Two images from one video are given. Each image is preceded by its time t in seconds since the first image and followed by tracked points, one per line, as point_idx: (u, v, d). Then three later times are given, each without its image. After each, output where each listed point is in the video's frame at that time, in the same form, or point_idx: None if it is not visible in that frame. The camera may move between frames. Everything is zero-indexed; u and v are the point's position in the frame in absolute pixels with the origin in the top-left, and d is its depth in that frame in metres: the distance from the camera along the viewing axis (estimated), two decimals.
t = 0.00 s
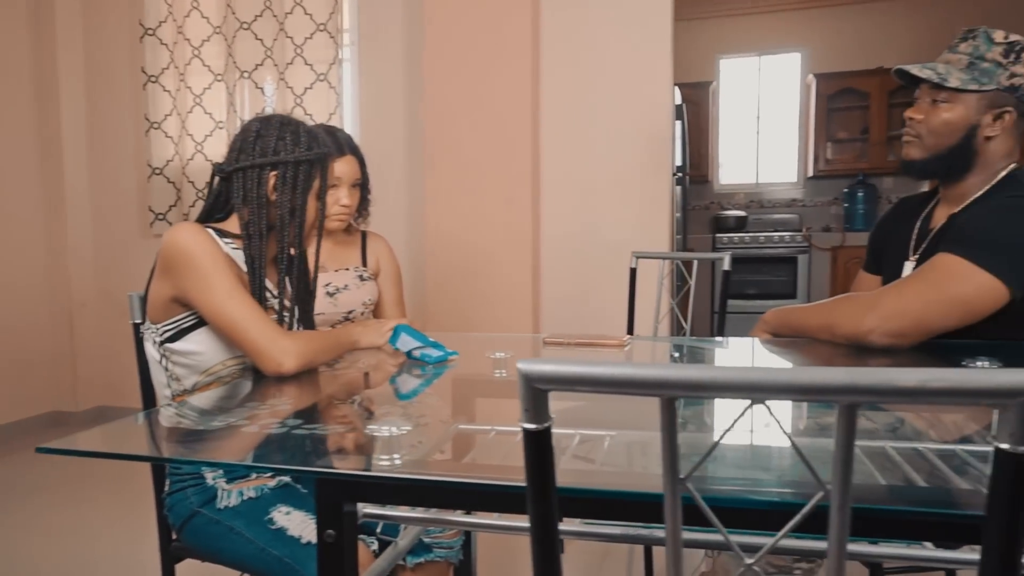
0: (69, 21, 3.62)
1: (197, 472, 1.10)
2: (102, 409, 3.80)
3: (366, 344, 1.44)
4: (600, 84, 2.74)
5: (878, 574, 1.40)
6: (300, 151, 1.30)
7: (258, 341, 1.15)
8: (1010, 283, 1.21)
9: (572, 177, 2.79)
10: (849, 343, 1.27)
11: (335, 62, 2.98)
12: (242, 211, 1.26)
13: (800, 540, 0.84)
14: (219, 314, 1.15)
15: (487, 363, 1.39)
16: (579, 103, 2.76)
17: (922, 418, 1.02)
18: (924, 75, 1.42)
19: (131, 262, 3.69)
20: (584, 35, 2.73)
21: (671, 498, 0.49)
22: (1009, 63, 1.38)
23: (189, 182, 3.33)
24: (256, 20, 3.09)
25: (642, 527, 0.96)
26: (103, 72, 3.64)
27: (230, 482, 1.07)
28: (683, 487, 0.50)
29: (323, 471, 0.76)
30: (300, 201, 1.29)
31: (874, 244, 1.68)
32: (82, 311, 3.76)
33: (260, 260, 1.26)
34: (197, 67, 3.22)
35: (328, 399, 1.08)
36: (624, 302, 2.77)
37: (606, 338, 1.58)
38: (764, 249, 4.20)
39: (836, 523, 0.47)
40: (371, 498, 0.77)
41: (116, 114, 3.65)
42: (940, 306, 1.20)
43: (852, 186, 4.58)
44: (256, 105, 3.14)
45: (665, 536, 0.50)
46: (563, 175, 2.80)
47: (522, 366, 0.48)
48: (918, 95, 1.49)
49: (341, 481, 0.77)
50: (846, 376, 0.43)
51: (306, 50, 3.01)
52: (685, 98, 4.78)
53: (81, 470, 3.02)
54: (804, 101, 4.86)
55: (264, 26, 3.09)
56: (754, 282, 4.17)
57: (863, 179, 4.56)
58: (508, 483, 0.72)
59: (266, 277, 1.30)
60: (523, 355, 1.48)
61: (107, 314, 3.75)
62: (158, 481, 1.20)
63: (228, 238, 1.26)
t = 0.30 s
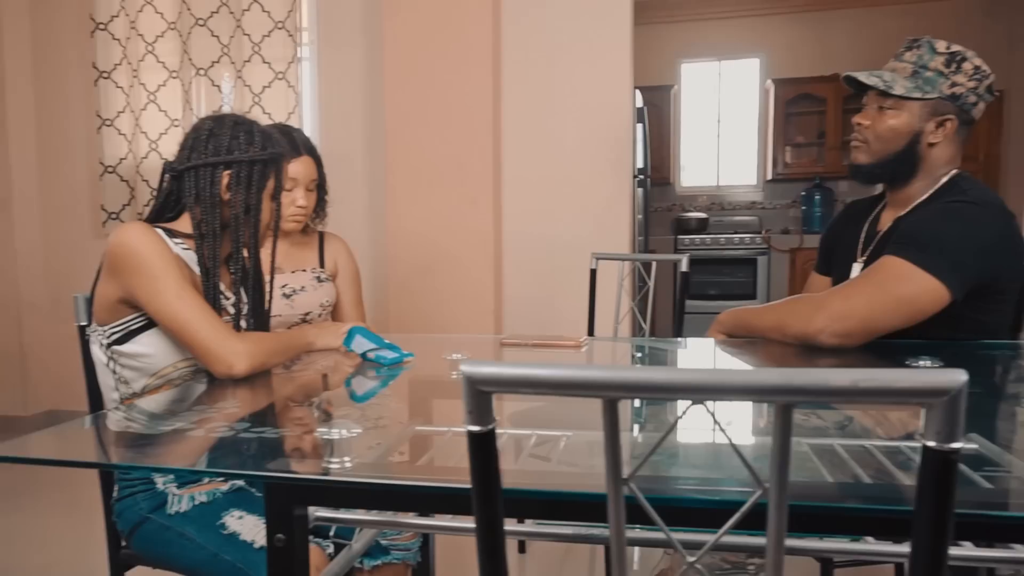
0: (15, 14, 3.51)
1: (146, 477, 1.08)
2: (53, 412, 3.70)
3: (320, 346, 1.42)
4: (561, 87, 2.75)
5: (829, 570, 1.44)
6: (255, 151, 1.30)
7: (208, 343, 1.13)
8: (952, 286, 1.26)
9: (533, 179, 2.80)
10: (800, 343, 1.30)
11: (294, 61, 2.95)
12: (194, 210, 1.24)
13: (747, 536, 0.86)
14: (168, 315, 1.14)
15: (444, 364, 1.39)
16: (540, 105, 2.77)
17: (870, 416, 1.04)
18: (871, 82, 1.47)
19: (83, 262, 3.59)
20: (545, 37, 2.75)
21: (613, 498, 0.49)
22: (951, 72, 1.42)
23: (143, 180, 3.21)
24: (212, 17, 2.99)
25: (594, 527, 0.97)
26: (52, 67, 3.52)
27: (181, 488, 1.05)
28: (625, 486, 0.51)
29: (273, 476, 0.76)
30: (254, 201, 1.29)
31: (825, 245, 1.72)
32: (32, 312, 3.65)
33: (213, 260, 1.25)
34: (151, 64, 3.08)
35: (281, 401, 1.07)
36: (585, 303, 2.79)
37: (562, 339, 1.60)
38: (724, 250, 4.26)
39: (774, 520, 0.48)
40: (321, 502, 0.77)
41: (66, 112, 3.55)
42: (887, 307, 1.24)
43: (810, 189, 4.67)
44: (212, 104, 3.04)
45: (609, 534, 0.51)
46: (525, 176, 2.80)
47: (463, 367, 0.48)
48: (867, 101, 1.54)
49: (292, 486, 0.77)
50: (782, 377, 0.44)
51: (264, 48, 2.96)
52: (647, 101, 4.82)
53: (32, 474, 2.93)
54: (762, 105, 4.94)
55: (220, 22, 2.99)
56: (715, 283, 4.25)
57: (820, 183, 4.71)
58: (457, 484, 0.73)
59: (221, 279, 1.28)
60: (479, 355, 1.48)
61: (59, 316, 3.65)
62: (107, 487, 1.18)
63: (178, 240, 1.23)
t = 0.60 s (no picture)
0: None
1: (101, 484, 1.06)
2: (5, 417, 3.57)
3: (281, 349, 1.40)
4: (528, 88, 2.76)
5: (791, 568, 1.46)
6: (210, 151, 1.26)
7: (163, 346, 1.12)
8: (905, 288, 1.29)
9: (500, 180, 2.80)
10: (758, 344, 1.32)
11: (256, 60, 2.72)
12: (148, 211, 1.23)
13: (706, 534, 0.87)
14: (123, 318, 1.11)
15: (407, 365, 1.38)
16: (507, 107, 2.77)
17: (828, 415, 1.06)
18: (825, 89, 1.49)
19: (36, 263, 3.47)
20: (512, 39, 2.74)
21: (566, 500, 0.50)
22: (900, 80, 1.47)
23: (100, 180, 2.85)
24: (171, 13, 2.74)
25: (555, 529, 0.97)
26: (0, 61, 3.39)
27: (137, 494, 1.04)
28: (578, 488, 0.51)
29: (230, 480, 0.75)
30: (210, 202, 1.25)
31: (785, 247, 1.75)
32: None
33: (168, 260, 1.24)
34: (108, 61, 2.79)
35: (240, 404, 1.06)
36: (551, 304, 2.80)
37: (525, 340, 1.61)
38: (690, 252, 4.32)
39: (725, 519, 0.49)
40: (278, 507, 0.76)
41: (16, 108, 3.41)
42: (842, 309, 1.27)
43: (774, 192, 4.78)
44: (172, 104, 2.77)
45: (563, 535, 0.52)
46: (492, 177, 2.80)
47: (417, 372, 0.48)
48: (821, 108, 1.57)
49: (247, 491, 0.76)
50: (727, 380, 0.45)
51: (225, 47, 2.73)
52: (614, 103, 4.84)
53: None
54: (728, 109, 4.99)
55: (178, 18, 2.74)
56: (682, 284, 4.29)
57: (784, 186, 4.80)
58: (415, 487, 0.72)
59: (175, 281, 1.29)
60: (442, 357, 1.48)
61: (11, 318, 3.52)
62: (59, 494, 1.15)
63: (132, 240, 1.24)
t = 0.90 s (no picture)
0: None
1: (62, 490, 1.03)
2: None
3: (248, 351, 1.38)
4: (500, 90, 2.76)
5: (760, 566, 1.47)
6: (174, 149, 1.24)
7: (127, 348, 1.10)
8: (870, 289, 1.31)
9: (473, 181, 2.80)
10: (727, 344, 1.34)
11: (224, 58, 2.69)
12: (110, 212, 1.21)
13: (674, 534, 0.88)
14: (85, 320, 1.10)
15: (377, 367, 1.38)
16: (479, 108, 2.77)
17: (796, 415, 1.07)
18: (791, 93, 1.52)
19: None
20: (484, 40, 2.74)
21: (533, 501, 0.50)
22: (862, 86, 1.50)
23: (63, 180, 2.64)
24: (136, 9, 2.65)
25: (525, 530, 0.97)
26: None
27: (100, 500, 1.01)
28: (545, 488, 0.51)
29: (196, 484, 0.74)
30: (174, 202, 1.23)
31: (753, 249, 1.77)
32: None
33: (131, 262, 1.22)
34: (70, 58, 2.65)
35: (207, 408, 1.04)
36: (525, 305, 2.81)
37: (495, 342, 1.61)
38: (663, 254, 4.35)
39: (690, 518, 0.50)
40: (246, 511, 0.75)
41: None
42: (809, 309, 1.29)
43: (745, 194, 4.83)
44: (136, 103, 2.70)
45: (531, 536, 0.51)
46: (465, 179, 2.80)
47: (384, 374, 0.48)
48: (787, 112, 1.59)
49: (214, 495, 0.75)
50: (689, 380, 0.45)
51: (192, 45, 2.68)
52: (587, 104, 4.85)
53: None
54: (699, 112, 5.04)
55: (143, 15, 2.66)
56: (656, 286, 4.33)
57: (754, 188, 4.86)
58: (384, 490, 0.72)
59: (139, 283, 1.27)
60: (413, 359, 1.47)
61: None
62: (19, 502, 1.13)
63: (94, 242, 1.22)
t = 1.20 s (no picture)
0: None
1: (35, 495, 1.02)
2: None
3: (226, 353, 1.37)
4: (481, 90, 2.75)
5: (740, 566, 1.48)
6: (150, 150, 1.22)
7: (101, 351, 1.08)
8: (847, 289, 1.33)
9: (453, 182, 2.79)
10: (707, 345, 1.34)
11: (201, 56, 2.66)
12: (85, 214, 1.19)
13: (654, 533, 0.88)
14: (59, 323, 1.08)
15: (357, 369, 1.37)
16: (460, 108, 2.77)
17: (775, 415, 1.08)
18: (768, 96, 1.53)
19: None
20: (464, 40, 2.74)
21: (515, 502, 0.50)
22: (839, 88, 1.52)
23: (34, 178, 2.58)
24: (109, 6, 2.63)
25: (505, 531, 0.96)
26: None
27: (74, 505, 1.00)
28: (526, 489, 0.51)
29: (174, 487, 0.73)
30: (151, 203, 1.21)
31: (732, 249, 1.78)
32: None
33: (106, 263, 1.20)
34: (42, 54, 2.59)
35: (184, 411, 1.03)
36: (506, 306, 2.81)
37: (475, 343, 1.61)
38: (644, 254, 4.37)
39: (670, 518, 0.50)
40: (225, 514, 0.74)
41: None
42: (788, 309, 1.30)
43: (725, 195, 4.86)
44: (110, 102, 2.66)
45: (512, 537, 0.51)
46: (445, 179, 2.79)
47: (364, 375, 0.47)
48: (765, 114, 1.60)
49: (193, 499, 0.74)
50: (669, 380, 0.45)
51: (168, 43, 2.66)
52: (567, 104, 4.85)
53: None
54: (679, 112, 5.07)
55: (117, 12, 2.63)
56: (637, 286, 4.35)
57: (734, 189, 4.89)
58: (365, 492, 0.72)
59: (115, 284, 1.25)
60: (393, 360, 1.46)
61: None
62: None
63: (69, 243, 1.20)
